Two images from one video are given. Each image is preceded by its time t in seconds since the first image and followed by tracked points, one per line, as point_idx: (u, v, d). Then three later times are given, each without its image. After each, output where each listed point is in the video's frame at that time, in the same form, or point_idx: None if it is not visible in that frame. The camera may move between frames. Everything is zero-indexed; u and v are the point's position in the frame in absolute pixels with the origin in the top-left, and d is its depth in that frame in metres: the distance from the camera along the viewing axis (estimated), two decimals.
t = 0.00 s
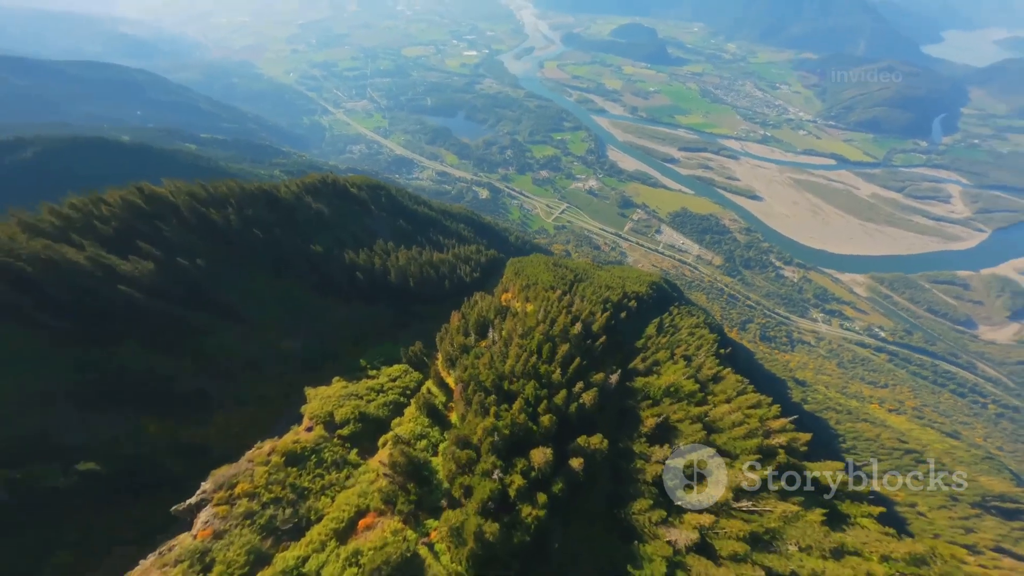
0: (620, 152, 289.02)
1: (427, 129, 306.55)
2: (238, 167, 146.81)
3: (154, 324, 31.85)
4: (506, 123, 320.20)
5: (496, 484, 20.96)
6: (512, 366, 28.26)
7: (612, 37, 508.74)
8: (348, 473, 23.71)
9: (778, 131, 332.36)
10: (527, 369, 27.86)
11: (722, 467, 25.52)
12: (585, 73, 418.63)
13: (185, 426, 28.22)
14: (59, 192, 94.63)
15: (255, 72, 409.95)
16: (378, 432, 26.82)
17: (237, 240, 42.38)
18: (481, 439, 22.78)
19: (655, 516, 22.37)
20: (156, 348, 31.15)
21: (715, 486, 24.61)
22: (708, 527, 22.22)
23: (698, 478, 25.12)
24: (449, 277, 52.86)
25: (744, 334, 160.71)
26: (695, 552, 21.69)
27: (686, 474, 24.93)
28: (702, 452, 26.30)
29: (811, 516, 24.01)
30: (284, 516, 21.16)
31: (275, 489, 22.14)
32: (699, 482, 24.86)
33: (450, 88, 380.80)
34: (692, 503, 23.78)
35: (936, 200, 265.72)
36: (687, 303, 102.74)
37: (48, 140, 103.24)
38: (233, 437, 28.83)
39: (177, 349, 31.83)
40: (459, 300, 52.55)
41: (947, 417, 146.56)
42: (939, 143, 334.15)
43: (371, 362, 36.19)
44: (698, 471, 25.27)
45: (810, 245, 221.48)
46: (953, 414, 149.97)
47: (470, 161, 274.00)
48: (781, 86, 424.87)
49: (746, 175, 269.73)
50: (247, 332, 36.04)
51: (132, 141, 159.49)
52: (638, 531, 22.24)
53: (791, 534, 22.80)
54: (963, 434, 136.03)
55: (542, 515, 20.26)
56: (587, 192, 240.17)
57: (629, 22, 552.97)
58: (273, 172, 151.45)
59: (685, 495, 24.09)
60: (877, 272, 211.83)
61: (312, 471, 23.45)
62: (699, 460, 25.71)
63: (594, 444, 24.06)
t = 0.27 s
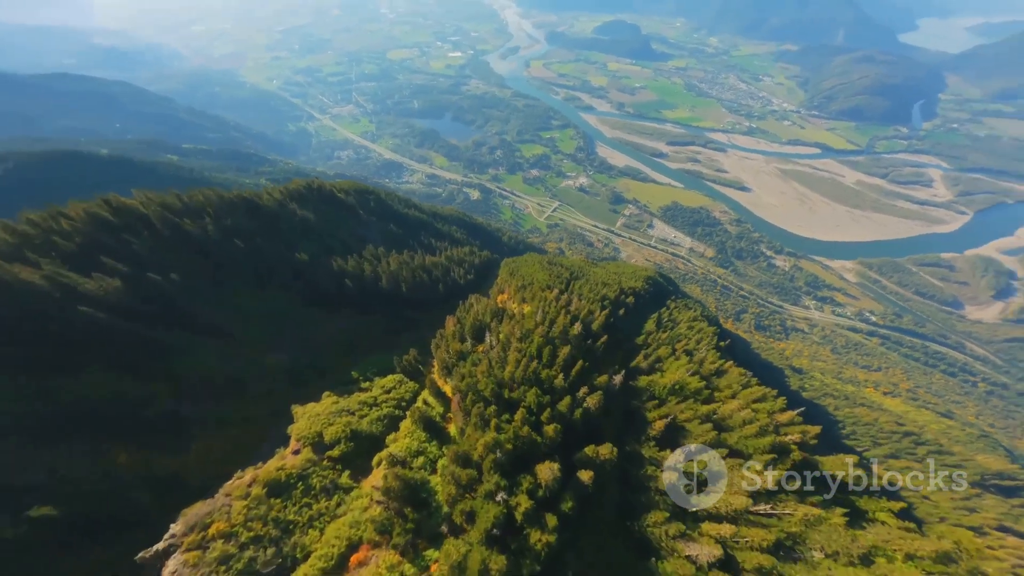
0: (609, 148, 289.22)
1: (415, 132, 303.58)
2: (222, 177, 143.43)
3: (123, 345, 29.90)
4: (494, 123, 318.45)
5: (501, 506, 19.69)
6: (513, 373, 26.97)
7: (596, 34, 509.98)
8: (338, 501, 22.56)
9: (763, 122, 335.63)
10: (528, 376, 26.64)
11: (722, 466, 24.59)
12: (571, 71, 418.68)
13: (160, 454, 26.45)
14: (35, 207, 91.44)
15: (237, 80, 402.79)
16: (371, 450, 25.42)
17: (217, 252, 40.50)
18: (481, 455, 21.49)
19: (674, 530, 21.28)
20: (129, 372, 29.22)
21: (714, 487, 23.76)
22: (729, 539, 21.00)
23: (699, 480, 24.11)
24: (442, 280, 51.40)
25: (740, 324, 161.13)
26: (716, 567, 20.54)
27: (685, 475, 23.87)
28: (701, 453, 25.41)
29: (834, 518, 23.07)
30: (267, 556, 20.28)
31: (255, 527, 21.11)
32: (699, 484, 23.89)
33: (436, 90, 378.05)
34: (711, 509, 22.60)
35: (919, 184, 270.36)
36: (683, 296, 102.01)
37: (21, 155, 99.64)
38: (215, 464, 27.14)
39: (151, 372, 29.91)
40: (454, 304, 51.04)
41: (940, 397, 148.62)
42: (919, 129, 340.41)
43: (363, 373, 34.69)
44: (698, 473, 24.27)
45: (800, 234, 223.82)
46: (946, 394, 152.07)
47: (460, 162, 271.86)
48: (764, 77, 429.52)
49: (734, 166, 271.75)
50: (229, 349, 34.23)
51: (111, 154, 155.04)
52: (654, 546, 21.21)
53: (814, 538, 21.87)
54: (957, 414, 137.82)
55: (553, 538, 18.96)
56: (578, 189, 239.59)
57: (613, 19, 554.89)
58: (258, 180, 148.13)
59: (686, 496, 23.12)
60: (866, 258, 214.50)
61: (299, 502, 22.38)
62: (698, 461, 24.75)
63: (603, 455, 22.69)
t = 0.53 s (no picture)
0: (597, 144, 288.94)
1: (403, 135, 300.12)
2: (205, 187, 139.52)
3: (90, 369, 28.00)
4: (482, 123, 316.13)
5: (508, 530, 18.70)
6: (514, 381, 25.75)
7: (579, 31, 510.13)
8: (329, 533, 21.23)
9: (748, 112, 338.39)
10: (530, 383, 25.51)
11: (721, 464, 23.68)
12: (556, 69, 417.89)
13: (135, 486, 24.81)
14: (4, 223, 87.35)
15: (218, 89, 394.80)
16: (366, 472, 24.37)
17: (194, 267, 38.64)
18: (483, 474, 20.36)
19: (693, 543, 20.33)
20: (99, 401, 27.36)
21: (715, 489, 22.88)
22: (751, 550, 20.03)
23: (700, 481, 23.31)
24: (435, 283, 49.93)
25: (735, 313, 161.52)
26: None
27: (683, 474, 23.29)
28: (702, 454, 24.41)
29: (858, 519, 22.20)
30: None
31: (236, 570, 19.63)
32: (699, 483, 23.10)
33: (422, 92, 374.36)
34: (730, 516, 21.52)
35: (902, 168, 274.58)
36: (679, 289, 101.35)
37: None
38: (196, 494, 25.43)
39: (122, 400, 27.92)
40: (448, 308, 49.68)
41: (932, 376, 150.64)
42: (900, 114, 346.01)
43: (355, 387, 33.33)
44: (705, 474, 23.36)
45: (789, 222, 225.78)
46: (938, 373, 154.20)
47: (449, 164, 269.45)
48: (747, 68, 433.35)
49: (721, 157, 273.35)
50: (211, 368, 32.47)
51: (89, 169, 150.42)
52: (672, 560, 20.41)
53: (837, 539, 20.98)
54: (950, 392, 139.63)
55: (568, 563, 17.78)
56: (569, 186, 238.78)
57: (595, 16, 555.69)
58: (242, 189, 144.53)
59: (688, 498, 22.45)
60: (854, 242, 216.80)
61: (284, 538, 20.87)
62: (697, 461, 23.87)
63: (614, 465, 21.58)
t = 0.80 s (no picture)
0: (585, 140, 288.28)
1: (389, 139, 296.50)
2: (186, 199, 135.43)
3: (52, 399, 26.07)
4: (469, 123, 313.60)
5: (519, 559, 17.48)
6: (515, 389, 24.50)
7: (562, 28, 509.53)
8: (319, 568, 19.65)
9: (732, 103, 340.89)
10: (533, 391, 24.36)
11: (722, 463, 22.80)
12: (541, 66, 416.61)
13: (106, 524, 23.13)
14: None
15: (197, 99, 386.44)
16: (361, 495, 23.13)
17: (170, 284, 36.81)
18: (487, 495, 19.02)
19: (718, 557, 19.12)
20: (65, 431, 25.59)
21: (716, 489, 22.03)
22: (781, 561, 19.04)
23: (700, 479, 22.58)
24: (428, 287, 48.47)
25: (730, 302, 161.91)
26: None
27: (682, 475, 22.64)
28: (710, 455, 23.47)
29: (888, 520, 21.52)
30: None
31: None
32: (702, 484, 22.36)
33: (406, 95, 370.20)
34: (754, 522, 20.51)
35: (884, 151, 278.63)
36: (674, 281, 100.76)
37: None
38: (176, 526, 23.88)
39: (93, 431, 26.20)
40: (443, 311, 48.23)
41: (924, 354, 152.77)
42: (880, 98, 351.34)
43: (348, 400, 31.88)
44: (702, 473, 22.69)
45: (777, 209, 227.51)
46: (929, 350, 156.45)
47: (438, 166, 266.89)
48: (729, 59, 436.79)
49: (708, 149, 274.90)
50: (190, 390, 30.81)
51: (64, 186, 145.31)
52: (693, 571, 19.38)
53: (866, 540, 20.32)
54: (942, 369, 141.56)
55: None
56: (559, 183, 237.79)
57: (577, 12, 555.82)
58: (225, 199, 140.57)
59: (686, 498, 21.85)
60: (841, 226, 219.09)
61: None
62: (698, 460, 23.11)
63: (627, 476, 20.51)
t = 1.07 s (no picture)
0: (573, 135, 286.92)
1: (376, 143, 292.53)
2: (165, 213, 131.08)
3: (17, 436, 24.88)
4: (456, 124, 310.72)
5: None
6: (518, 396, 23.34)
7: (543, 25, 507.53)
8: None
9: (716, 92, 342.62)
10: (538, 398, 23.16)
11: (721, 462, 22.10)
12: (524, 64, 414.84)
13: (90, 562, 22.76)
14: None
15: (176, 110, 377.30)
16: (357, 519, 21.88)
17: (141, 300, 34.71)
18: (493, 520, 18.10)
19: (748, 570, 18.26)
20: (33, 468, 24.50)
21: (715, 486, 21.40)
22: (815, 571, 18.32)
23: (700, 479, 21.88)
24: (422, 291, 46.92)
25: (724, 291, 162.00)
26: None
27: (683, 474, 22.00)
28: (719, 456, 22.72)
29: (924, 517, 21.47)
30: None
31: None
32: (703, 482, 21.72)
33: (390, 98, 365.74)
34: (782, 528, 19.82)
35: (866, 134, 282.14)
36: (668, 272, 99.54)
37: None
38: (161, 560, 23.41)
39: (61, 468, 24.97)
40: (439, 315, 46.75)
41: (915, 332, 154.83)
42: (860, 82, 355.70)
43: (342, 414, 30.46)
44: (701, 471, 21.99)
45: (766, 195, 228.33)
46: (920, 328, 158.57)
47: (427, 168, 264.01)
48: (711, 50, 439.03)
49: (694, 139, 275.47)
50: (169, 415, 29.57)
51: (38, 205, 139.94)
52: None
53: (900, 539, 20.32)
54: (934, 345, 143.43)
55: None
56: (549, 180, 236.62)
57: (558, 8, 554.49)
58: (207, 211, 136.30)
59: (683, 496, 21.29)
60: (828, 210, 220.75)
61: None
62: (700, 460, 22.41)
63: (645, 487, 19.70)
